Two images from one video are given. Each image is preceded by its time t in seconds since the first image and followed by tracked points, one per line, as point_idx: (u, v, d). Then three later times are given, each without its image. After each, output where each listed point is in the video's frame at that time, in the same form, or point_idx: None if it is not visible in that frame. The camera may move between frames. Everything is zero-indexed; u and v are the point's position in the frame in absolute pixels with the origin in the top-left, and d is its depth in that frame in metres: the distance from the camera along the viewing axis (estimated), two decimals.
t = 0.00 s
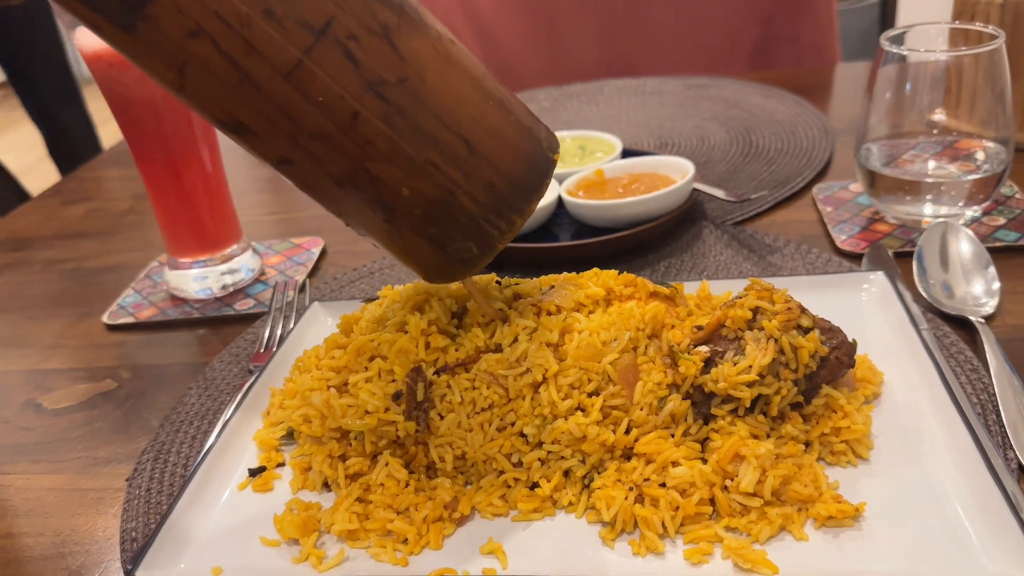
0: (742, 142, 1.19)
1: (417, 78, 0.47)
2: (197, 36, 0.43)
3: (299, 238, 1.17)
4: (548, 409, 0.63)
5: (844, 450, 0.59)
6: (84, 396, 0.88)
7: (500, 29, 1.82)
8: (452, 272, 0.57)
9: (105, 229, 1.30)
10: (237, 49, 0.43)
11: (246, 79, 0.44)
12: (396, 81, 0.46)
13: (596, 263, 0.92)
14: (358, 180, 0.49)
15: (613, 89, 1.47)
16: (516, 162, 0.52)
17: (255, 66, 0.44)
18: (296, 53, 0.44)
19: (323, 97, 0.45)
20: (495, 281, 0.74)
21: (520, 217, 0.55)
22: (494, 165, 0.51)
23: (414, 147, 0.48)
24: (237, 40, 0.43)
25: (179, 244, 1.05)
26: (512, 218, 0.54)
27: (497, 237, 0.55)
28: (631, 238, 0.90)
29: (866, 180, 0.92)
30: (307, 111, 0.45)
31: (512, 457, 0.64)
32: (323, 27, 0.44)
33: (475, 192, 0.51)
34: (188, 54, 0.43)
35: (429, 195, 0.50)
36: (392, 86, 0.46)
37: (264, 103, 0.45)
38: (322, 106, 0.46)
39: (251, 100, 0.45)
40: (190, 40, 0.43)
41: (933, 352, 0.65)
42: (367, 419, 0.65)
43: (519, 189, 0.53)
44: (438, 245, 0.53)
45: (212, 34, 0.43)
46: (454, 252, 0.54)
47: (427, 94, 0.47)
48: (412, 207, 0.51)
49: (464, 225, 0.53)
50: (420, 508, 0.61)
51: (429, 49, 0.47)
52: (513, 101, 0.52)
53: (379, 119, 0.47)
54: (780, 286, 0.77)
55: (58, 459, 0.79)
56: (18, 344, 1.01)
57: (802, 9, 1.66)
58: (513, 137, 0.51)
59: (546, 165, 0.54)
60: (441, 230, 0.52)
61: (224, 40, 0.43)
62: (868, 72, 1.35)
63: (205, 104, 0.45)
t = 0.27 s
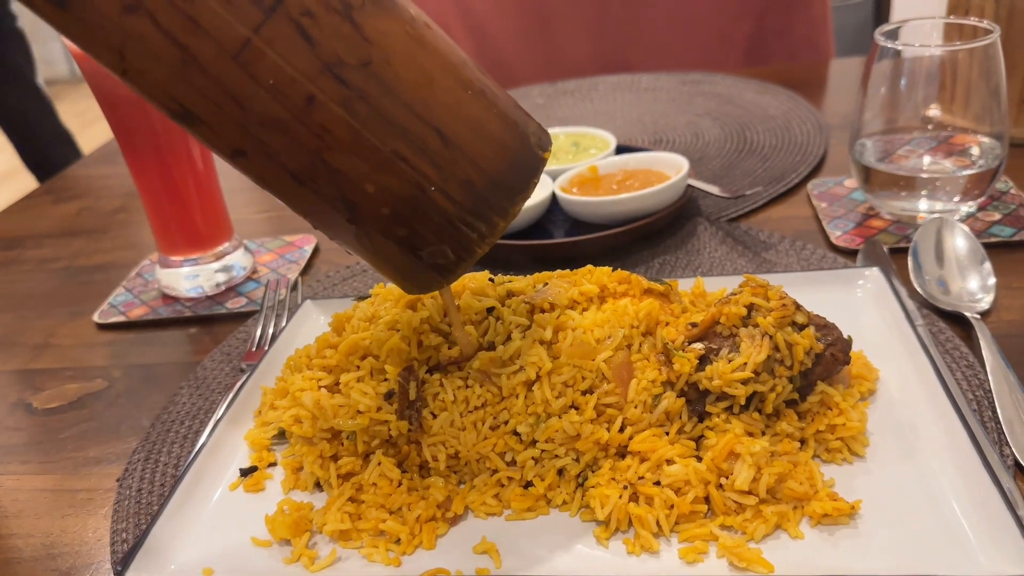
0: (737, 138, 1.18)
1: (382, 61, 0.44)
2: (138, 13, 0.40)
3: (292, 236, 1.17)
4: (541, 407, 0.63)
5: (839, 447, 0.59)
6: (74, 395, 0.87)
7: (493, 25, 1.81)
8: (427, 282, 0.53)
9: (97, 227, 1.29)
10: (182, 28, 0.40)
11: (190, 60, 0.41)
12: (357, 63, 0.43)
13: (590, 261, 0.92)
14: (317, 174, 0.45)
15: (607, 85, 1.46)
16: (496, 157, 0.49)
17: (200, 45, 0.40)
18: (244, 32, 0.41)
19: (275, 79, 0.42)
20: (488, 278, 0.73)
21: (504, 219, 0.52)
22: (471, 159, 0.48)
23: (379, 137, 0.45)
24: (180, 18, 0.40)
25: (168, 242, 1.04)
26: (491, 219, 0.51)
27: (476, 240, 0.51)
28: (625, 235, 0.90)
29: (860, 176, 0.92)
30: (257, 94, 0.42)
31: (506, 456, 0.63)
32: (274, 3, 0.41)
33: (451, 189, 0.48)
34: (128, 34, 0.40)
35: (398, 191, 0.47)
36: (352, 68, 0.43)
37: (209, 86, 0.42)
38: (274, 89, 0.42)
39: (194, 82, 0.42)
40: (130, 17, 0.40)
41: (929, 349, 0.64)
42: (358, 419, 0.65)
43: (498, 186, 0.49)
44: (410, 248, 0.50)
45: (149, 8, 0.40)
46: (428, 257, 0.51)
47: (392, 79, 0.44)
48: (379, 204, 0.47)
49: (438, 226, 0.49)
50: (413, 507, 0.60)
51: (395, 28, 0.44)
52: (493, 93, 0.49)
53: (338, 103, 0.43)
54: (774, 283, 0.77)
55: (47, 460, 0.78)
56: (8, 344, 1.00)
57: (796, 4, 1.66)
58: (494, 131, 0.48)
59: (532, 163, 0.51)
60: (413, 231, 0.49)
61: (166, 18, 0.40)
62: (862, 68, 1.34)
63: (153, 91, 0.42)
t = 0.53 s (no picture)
0: (733, 135, 1.18)
1: (358, 54, 0.42)
2: None
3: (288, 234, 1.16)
4: (539, 405, 0.63)
5: (837, 443, 0.59)
6: (69, 394, 0.87)
7: (489, 23, 1.81)
8: (397, 292, 0.50)
9: (93, 226, 1.29)
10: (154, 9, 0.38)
11: (159, 41, 0.39)
12: (332, 56, 0.41)
13: (587, 258, 0.92)
14: (285, 169, 0.43)
15: (604, 82, 1.46)
16: (475, 163, 0.46)
17: (169, 27, 0.39)
18: (216, 15, 0.39)
19: (245, 66, 0.40)
20: (486, 276, 0.73)
21: (478, 227, 0.49)
22: (447, 164, 0.45)
23: (351, 134, 0.43)
24: None
25: (164, 239, 1.03)
26: (467, 227, 0.48)
27: (449, 247, 0.49)
28: (622, 232, 0.90)
29: (857, 173, 0.92)
30: (227, 81, 0.40)
31: (503, 453, 0.63)
32: None
33: (424, 192, 0.45)
34: (96, 12, 0.38)
35: (368, 192, 0.44)
36: (327, 61, 0.41)
37: (177, 70, 0.40)
38: (243, 78, 0.40)
39: (163, 67, 0.40)
40: None
41: (926, 345, 0.64)
42: (355, 418, 0.64)
43: (476, 195, 0.47)
44: (380, 253, 0.47)
45: None
46: (398, 263, 0.48)
47: (368, 75, 0.42)
48: (348, 204, 0.45)
49: (410, 231, 0.47)
50: (411, 505, 0.60)
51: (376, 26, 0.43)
52: (473, 99, 0.47)
53: (310, 96, 0.41)
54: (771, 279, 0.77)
55: (42, 458, 0.77)
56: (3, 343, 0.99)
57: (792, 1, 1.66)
58: (472, 137, 0.46)
59: (510, 172, 0.49)
60: (384, 235, 0.46)
61: None
62: (858, 64, 1.34)
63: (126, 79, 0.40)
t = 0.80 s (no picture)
0: (731, 131, 1.18)
1: (357, 65, 0.42)
2: None
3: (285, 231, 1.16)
4: (538, 402, 0.63)
5: (838, 440, 0.59)
6: (66, 393, 0.87)
7: (486, 19, 1.81)
8: (378, 305, 0.49)
9: (88, 223, 1.28)
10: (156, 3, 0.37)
11: (159, 37, 0.38)
12: (332, 65, 0.41)
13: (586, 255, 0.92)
14: (277, 173, 0.42)
15: (602, 79, 1.46)
16: (465, 181, 0.47)
17: (171, 23, 0.38)
18: (220, 14, 0.38)
19: (245, 67, 0.39)
20: (484, 273, 0.73)
21: (464, 243, 0.49)
22: (439, 179, 0.46)
23: (346, 142, 0.42)
24: None
25: (161, 237, 1.02)
26: (455, 243, 0.48)
27: (435, 261, 0.48)
28: (620, 229, 0.90)
29: (856, 169, 0.91)
30: (226, 81, 0.39)
31: (503, 451, 0.62)
32: None
33: (413, 205, 0.45)
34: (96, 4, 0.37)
35: (359, 201, 0.44)
36: (326, 69, 0.41)
37: (176, 67, 0.39)
38: (243, 78, 0.39)
39: (160, 62, 0.38)
40: None
41: (927, 341, 0.64)
42: (352, 417, 0.64)
43: (464, 211, 0.47)
44: (365, 264, 0.47)
45: None
46: (383, 275, 0.47)
47: (366, 87, 0.42)
48: (337, 211, 0.44)
49: (397, 244, 0.46)
50: (409, 503, 0.60)
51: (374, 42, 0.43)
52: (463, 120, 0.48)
53: (309, 101, 0.41)
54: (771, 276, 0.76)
55: (39, 458, 0.77)
56: None
57: None
58: (462, 156, 0.47)
59: (495, 196, 0.50)
60: (371, 245, 0.46)
61: None
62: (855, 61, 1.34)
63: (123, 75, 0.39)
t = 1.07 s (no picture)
0: (731, 129, 1.18)
1: (342, 66, 0.41)
2: None
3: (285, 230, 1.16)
4: (541, 400, 0.62)
5: (841, 437, 0.59)
6: (66, 392, 0.86)
7: (484, 17, 1.80)
8: (366, 310, 0.49)
9: (88, 223, 1.28)
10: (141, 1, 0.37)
11: (142, 34, 0.38)
12: (316, 64, 0.41)
13: (587, 253, 0.91)
14: (260, 171, 0.42)
15: (601, 77, 1.45)
16: (454, 185, 0.47)
17: (154, 20, 0.38)
18: (203, 11, 0.38)
19: (228, 63, 0.39)
20: (486, 271, 0.73)
21: (454, 246, 0.49)
22: (427, 180, 0.45)
23: (330, 141, 0.42)
24: None
25: (160, 238, 1.02)
26: (444, 245, 0.48)
27: (423, 263, 0.48)
28: (621, 226, 0.89)
29: (856, 167, 0.91)
30: (209, 78, 0.39)
31: (505, 449, 0.62)
32: None
33: (401, 206, 0.45)
34: None
35: (345, 201, 0.44)
36: (310, 68, 0.41)
37: (159, 65, 0.38)
38: (226, 75, 0.39)
39: (143, 60, 0.38)
40: None
41: (928, 338, 0.64)
42: (354, 417, 0.64)
43: (453, 212, 0.47)
44: (353, 266, 0.46)
45: None
46: (370, 278, 0.47)
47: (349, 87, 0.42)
48: (324, 212, 0.44)
49: (386, 246, 0.46)
50: (412, 501, 0.60)
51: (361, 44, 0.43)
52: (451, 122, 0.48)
53: (292, 100, 0.40)
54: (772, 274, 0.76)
55: (39, 457, 0.77)
56: None
57: None
58: (450, 158, 0.46)
59: (485, 199, 0.50)
60: (358, 247, 0.45)
61: None
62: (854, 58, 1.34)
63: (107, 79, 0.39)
